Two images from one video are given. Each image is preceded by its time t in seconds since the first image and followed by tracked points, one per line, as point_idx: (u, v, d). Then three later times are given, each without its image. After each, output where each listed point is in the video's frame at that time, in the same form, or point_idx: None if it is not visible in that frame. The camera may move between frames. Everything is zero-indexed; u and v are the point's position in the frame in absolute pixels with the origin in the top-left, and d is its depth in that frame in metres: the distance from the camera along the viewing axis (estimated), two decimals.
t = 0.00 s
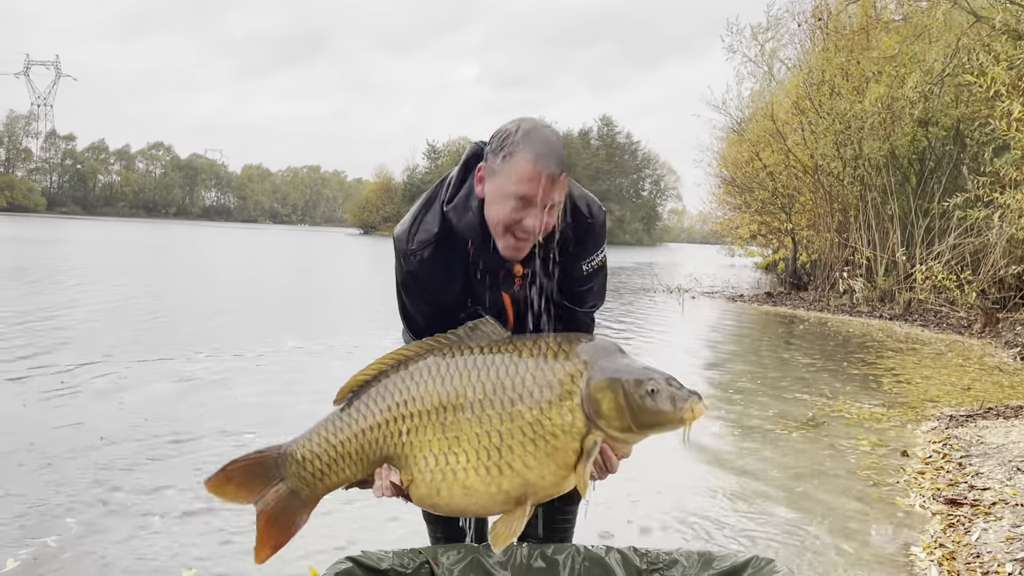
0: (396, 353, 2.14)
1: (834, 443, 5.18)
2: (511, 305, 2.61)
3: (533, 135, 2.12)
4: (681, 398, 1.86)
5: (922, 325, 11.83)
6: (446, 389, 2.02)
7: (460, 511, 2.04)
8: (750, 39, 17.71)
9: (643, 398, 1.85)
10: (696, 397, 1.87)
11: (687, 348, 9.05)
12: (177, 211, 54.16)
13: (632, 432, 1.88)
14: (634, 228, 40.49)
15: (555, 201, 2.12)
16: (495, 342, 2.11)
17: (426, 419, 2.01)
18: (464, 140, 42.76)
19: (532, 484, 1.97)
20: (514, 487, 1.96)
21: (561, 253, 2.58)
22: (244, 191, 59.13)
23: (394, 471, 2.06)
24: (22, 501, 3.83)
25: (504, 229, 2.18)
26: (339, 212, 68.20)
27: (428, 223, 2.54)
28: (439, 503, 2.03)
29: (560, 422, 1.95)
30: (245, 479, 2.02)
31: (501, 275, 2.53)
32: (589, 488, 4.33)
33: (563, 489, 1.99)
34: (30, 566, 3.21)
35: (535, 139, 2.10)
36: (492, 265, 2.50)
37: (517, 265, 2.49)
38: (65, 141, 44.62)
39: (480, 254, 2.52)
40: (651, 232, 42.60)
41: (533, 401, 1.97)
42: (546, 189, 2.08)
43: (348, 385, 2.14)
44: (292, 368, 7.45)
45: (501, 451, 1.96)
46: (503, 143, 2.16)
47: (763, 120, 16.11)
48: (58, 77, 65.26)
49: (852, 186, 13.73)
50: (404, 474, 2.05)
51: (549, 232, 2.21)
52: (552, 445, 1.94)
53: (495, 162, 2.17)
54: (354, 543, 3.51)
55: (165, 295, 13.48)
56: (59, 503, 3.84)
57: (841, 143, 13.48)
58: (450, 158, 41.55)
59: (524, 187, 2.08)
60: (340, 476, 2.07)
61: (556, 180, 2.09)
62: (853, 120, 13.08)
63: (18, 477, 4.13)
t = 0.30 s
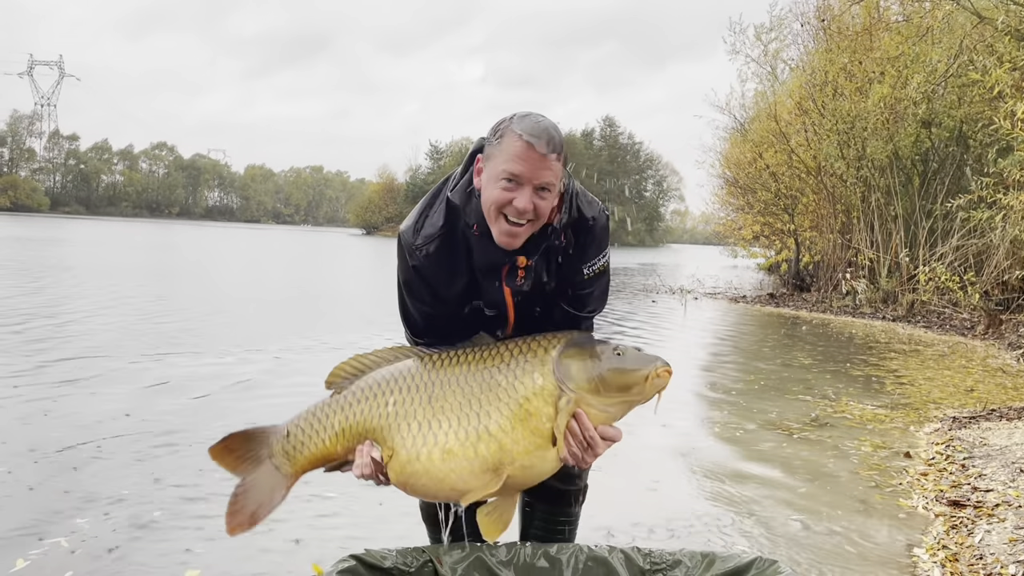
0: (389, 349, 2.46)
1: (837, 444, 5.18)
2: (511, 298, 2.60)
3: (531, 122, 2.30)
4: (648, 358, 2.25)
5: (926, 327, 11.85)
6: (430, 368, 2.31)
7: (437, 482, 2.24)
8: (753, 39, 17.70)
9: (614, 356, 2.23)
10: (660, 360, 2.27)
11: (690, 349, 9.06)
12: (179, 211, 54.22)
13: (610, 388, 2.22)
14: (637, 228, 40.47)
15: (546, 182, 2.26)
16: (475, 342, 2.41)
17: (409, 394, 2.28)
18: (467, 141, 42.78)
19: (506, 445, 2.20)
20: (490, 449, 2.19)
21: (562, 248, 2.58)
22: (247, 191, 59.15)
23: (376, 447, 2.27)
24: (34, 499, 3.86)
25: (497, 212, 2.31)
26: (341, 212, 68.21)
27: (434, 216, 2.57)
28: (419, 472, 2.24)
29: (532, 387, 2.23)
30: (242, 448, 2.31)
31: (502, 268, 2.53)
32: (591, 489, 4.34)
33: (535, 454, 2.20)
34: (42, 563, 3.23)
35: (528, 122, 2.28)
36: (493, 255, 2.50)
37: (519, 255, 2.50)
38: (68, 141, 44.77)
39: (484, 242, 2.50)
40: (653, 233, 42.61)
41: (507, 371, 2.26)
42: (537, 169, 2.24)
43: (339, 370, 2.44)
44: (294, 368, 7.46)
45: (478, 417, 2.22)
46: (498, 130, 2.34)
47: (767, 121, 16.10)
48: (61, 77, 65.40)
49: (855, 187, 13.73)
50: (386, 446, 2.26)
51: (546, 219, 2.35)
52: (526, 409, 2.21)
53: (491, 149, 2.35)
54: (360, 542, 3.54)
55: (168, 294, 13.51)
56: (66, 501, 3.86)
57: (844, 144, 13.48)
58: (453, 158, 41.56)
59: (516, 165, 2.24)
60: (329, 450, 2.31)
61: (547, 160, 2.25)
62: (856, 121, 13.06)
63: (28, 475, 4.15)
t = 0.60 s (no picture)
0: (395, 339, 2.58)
1: (840, 447, 5.17)
2: (517, 297, 2.62)
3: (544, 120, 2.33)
4: (652, 373, 2.27)
5: (928, 329, 11.86)
6: (433, 358, 2.40)
7: (427, 469, 2.30)
8: (756, 42, 17.72)
9: (621, 369, 2.25)
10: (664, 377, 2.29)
11: (692, 352, 9.06)
12: (182, 213, 54.35)
13: (613, 399, 2.25)
14: (639, 231, 40.52)
15: (558, 181, 2.30)
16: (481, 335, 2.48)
17: (410, 379, 2.36)
18: (469, 143, 42.85)
19: (497, 439, 2.25)
20: (481, 441, 2.25)
21: (567, 249, 2.60)
22: (249, 194, 59.26)
23: (372, 430, 2.36)
24: (42, 498, 3.89)
25: (508, 207, 2.33)
26: (343, 215, 68.30)
27: (440, 214, 2.60)
28: (410, 457, 2.30)
29: (531, 385, 2.29)
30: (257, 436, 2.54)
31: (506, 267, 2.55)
32: (595, 491, 4.35)
33: (525, 452, 2.26)
34: (49, 562, 3.25)
35: (544, 121, 2.32)
36: (498, 254, 2.53)
37: (524, 254, 2.51)
38: (71, 143, 45.04)
39: (488, 240, 2.52)
40: (655, 235, 42.65)
41: (507, 367, 2.32)
42: (553, 167, 2.28)
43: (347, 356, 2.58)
44: (297, 369, 7.47)
45: (473, 409, 2.28)
46: (511, 126, 2.38)
47: (769, 123, 16.12)
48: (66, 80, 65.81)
49: (858, 190, 13.75)
50: (382, 429, 2.34)
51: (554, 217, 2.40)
52: (524, 407, 2.27)
53: (503, 145, 2.38)
54: (363, 543, 3.54)
55: (171, 296, 13.54)
56: (71, 501, 3.86)
57: (846, 146, 13.49)
58: (455, 161, 41.64)
59: (531, 162, 2.27)
60: (327, 431, 2.42)
61: (563, 160, 2.29)
62: (858, 124, 13.07)
63: (35, 475, 4.18)
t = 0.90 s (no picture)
0: (405, 342, 2.64)
1: (842, 452, 5.17)
2: (526, 302, 2.64)
3: (542, 124, 2.35)
4: (665, 361, 2.33)
5: (931, 334, 11.87)
6: (447, 358, 2.47)
7: (444, 466, 2.35)
8: (757, 48, 17.76)
9: (634, 356, 2.32)
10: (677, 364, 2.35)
11: (694, 356, 9.07)
12: (185, 218, 54.57)
13: (629, 386, 2.30)
14: (641, 235, 40.56)
15: (559, 182, 2.31)
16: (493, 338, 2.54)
17: (422, 379, 2.43)
18: (471, 149, 42.96)
19: (513, 431, 2.30)
20: (497, 435, 2.30)
21: (576, 254, 2.61)
22: (252, 198, 59.43)
23: (387, 431, 2.42)
24: (47, 501, 3.90)
25: (511, 212, 2.34)
26: (346, 219, 68.45)
27: (450, 218, 2.61)
28: (426, 455, 2.36)
29: (544, 377, 2.34)
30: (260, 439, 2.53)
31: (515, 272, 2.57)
32: (598, 495, 4.35)
33: (542, 443, 2.30)
34: (53, 564, 3.26)
35: (541, 124, 2.33)
36: (508, 259, 2.55)
37: (533, 258, 2.53)
38: (75, 147, 45.46)
39: (497, 245, 2.54)
40: (656, 240, 42.71)
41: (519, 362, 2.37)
42: (552, 169, 2.28)
43: (355, 361, 2.65)
44: (300, 373, 7.48)
45: (488, 403, 2.34)
46: (510, 133, 2.39)
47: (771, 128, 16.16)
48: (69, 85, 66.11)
49: (859, 195, 13.78)
50: (397, 429, 2.41)
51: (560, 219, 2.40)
52: (540, 397, 2.32)
53: (503, 151, 2.40)
54: (366, 546, 3.54)
55: (173, 300, 13.59)
56: (76, 504, 3.88)
57: (848, 152, 13.52)
58: (456, 166, 41.74)
59: (528, 165, 2.28)
60: (340, 432, 2.48)
61: (562, 161, 2.29)
62: (859, 129, 13.10)
63: (41, 478, 4.20)
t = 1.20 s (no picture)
0: (415, 343, 2.77)
1: (845, 459, 5.17)
2: (537, 312, 2.71)
3: (555, 148, 2.34)
4: (680, 359, 2.59)
5: (934, 341, 11.87)
6: (463, 359, 2.60)
7: (465, 463, 2.48)
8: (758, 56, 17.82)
9: (651, 353, 2.56)
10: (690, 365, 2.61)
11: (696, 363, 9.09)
12: (187, 225, 54.73)
13: (646, 379, 2.53)
14: (643, 242, 40.55)
15: (571, 207, 2.31)
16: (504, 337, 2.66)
17: (439, 378, 2.57)
18: (473, 156, 43.05)
19: (533, 427, 2.44)
20: (518, 430, 2.44)
21: (589, 265, 2.67)
22: (255, 206, 59.56)
23: (405, 429, 2.55)
24: (54, 506, 3.93)
25: (523, 235, 2.36)
26: (348, 226, 68.53)
27: (463, 227, 2.61)
28: (447, 452, 2.48)
29: (564, 375, 2.50)
30: (278, 449, 2.74)
31: (530, 283, 2.63)
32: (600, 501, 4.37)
33: (562, 438, 2.44)
34: (61, 569, 3.29)
35: (554, 148, 2.33)
36: (523, 272, 2.60)
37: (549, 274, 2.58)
38: (78, 155, 45.74)
39: (512, 260, 2.57)
40: (658, 246, 42.70)
41: (537, 361, 2.52)
42: (563, 195, 2.29)
43: (367, 362, 2.80)
44: (303, 379, 7.51)
45: (507, 400, 2.48)
46: (525, 154, 2.40)
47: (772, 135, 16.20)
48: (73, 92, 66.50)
49: (861, 202, 13.79)
50: (416, 427, 2.54)
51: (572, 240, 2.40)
52: (561, 393, 2.47)
53: (517, 172, 2.41)
54: (371, 550, 3.57)
55: (177, 307, 13.65)
56: (85, 508, 3.92)
57: (849, 159, 13.53)
58: (458, 173, 41.82)
59: (541, 190, 2.28)
60: (356, 434, 2.63)
61: (574, 187, 2.29)
62: (861, 136, 13.11)
63: (48, 483, 4.22)
